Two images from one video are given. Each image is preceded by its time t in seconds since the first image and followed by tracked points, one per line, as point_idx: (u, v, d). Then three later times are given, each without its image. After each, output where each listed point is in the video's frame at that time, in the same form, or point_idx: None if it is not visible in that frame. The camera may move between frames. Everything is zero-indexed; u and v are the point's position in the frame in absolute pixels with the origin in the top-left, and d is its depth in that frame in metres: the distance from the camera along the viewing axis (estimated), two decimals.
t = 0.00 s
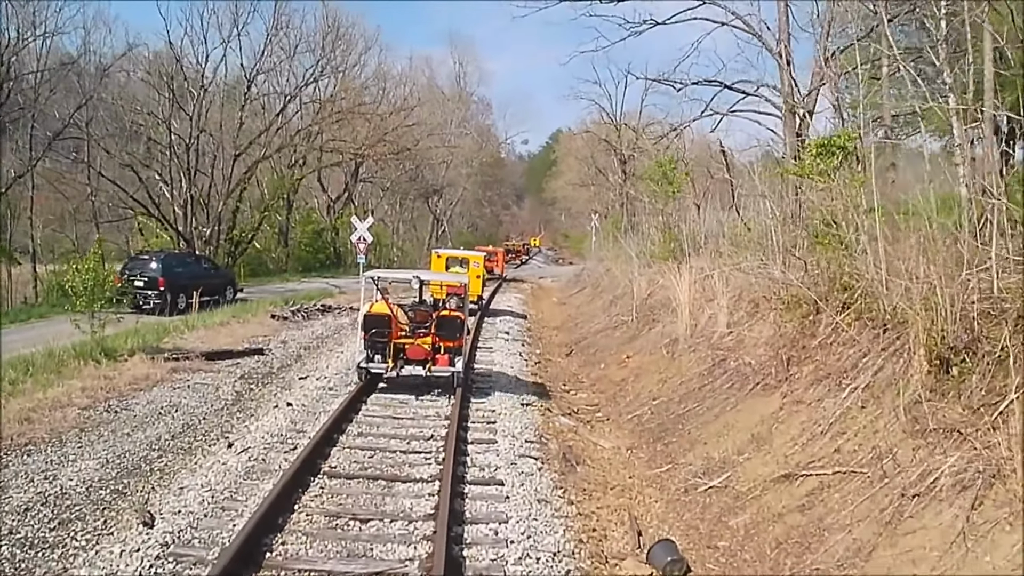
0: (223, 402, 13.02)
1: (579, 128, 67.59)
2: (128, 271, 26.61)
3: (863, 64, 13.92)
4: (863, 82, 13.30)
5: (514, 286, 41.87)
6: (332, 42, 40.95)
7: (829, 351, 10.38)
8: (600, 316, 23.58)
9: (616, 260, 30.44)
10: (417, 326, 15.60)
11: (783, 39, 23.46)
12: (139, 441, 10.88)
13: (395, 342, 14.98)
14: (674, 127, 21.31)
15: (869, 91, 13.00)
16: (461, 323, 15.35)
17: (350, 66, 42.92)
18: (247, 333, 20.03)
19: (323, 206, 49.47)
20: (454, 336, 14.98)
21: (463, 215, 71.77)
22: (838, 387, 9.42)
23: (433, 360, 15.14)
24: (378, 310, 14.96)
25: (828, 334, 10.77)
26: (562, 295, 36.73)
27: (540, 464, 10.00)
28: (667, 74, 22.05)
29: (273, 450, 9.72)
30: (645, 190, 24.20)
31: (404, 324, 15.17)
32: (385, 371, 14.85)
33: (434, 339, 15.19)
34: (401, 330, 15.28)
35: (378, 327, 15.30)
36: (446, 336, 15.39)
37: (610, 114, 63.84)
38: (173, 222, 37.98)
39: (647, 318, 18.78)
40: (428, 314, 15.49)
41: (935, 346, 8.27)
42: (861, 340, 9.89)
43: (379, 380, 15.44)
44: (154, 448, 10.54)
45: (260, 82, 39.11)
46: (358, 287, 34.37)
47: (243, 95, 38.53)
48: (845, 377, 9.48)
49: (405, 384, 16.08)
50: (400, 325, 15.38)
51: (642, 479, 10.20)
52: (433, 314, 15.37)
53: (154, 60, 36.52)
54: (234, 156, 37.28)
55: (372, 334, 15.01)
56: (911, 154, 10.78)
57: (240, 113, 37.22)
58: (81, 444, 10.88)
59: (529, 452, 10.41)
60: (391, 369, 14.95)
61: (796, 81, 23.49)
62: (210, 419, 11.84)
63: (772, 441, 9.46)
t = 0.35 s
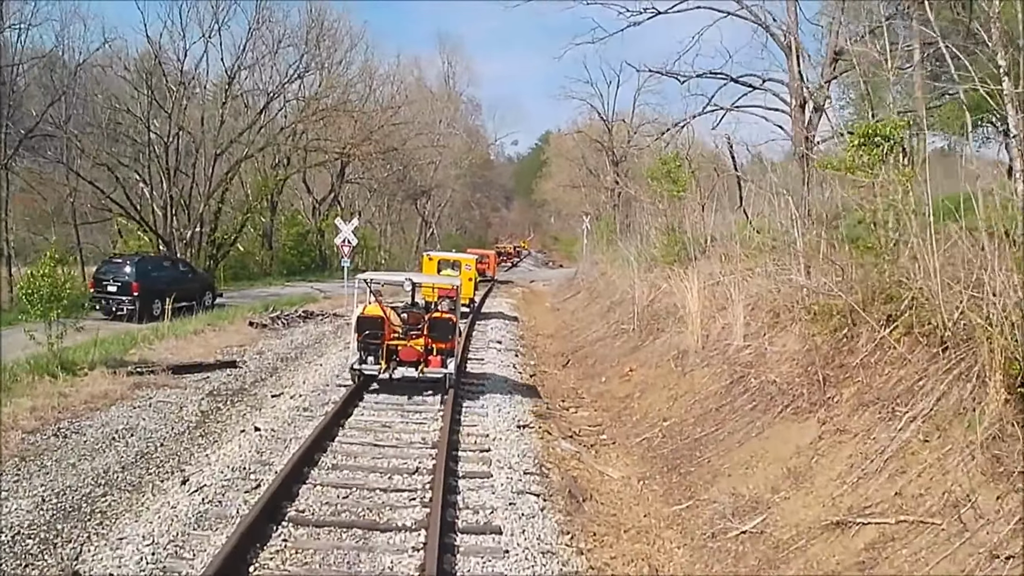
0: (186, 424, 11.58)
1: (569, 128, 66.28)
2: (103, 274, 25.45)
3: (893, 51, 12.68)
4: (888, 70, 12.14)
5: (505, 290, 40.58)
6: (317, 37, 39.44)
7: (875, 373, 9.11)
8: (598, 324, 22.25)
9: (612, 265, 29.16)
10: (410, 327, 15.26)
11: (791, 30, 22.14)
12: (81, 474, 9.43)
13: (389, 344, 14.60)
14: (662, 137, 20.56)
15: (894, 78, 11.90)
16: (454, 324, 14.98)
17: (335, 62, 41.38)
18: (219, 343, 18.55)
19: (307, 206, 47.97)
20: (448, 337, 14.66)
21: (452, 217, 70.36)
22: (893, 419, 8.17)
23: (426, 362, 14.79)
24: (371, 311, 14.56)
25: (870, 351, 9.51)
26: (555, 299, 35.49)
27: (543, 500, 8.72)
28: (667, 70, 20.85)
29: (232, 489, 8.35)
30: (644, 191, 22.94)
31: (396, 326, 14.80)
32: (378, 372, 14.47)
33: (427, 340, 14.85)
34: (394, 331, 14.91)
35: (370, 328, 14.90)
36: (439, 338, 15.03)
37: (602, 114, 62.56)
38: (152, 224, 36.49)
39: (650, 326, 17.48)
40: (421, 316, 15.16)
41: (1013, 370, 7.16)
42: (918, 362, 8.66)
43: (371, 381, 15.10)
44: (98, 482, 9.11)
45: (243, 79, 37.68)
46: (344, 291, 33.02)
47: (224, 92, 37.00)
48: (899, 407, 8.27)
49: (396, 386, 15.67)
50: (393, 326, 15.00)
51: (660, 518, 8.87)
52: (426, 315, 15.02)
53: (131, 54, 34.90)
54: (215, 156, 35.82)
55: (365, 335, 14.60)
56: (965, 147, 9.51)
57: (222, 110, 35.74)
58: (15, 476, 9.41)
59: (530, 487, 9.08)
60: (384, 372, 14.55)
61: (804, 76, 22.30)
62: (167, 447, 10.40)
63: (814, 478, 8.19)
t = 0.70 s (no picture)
0: (139, 450, 10.15)
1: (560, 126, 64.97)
2: (70, 275, 23.60)
3: (938, 29, 11.30)
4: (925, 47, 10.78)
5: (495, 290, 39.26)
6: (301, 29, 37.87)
7: (939, 400, 7.94)
8: (592, 328, 20.84)
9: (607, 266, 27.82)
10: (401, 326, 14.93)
11: (801, 17, 20.84)
12: (5, 517, 8.00)
13: (380, 344, 14.31)
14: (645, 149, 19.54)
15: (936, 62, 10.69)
16: (446, 323, 14.66)
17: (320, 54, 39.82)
18: (188, 350, 17.03)
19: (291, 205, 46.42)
20: (440, 337, 14.34)
21: (440, 217, 68.84)
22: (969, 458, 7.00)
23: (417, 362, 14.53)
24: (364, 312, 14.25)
25: (929, 372, 8.34)
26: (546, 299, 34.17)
27: (549, 549, 7.39)
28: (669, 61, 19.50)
29: (177, 541, 6.95)
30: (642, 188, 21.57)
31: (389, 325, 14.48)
32: (370, 372, 14.22)
33: (419, 340, 14.53)
34: (386, 331, 14.62)
35: (363, 326, 14.61)
36: (431, 338, 14.72)
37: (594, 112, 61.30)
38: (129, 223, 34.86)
39: (656, 332, 16.05)
40: (413, 315, 14.86)
41: None
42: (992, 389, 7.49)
43: (362, 380, 14.82)
44: (21, 528, 7.68)
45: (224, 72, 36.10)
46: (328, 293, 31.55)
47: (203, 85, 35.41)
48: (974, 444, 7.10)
49: (389, 382, 15.44)
50: (385, 326, 14.65)
51: (687, 567, 7.57)
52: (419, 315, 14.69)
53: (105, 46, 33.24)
54: (194, 152, 34.28)
55: (357, 335, 14.32)
56: None
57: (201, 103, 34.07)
58: None
59: (531, 532, 7.72)
60: (376, 371, 14.27)
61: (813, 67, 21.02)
62: (112, 480, 8.97)
63: (874, 527, 6.99)
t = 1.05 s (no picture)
0: (85, 486, 8.73)
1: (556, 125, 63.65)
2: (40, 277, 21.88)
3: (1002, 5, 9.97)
4: (988, 22, 9.44)
5: (491, 292, 37.93)
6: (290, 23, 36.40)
7: None
8: (596, 334, 19.43)
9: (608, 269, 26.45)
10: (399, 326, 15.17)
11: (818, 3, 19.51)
12: None
13: (378, 344, 14.54)
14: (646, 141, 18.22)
15: (982, 33, 9.09)
16: (442, 324, 14.86)
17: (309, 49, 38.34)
18: (160, 362, 15.56)
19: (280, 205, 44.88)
20: (436, 337, 14.55)
21: (433, 218, 67.37)
22: None
23: (414, 362, 14.73)
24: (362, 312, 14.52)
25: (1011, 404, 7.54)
26: (544, 301, 32.87)
27: None
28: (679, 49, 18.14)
29: None
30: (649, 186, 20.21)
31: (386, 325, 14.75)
32: (367, 371, 14.41)
33: (415, 340, 14.72)
34: (383, 331, 14.86)
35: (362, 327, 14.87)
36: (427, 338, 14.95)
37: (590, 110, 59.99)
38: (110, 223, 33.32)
39: (670, 341, 14.72)
40: (410, 316, 15.08)
41: None
42: None
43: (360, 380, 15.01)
44: None
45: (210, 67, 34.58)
46: (317, 296, 30.15)
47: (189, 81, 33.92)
48: None
49: (386, 383, 15.59)
50: (383, 326, 14.87)
51: None
52: (415, 316, 14.91)
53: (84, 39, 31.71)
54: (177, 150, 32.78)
55: (355, 335, 14.58)
56: None
57: (185, 99, 32.58)
58: None
59: None
60: (373, 370, 14.47)
61: (830, 56, 19.69)
62: (46, 527, 7.55)
63: None
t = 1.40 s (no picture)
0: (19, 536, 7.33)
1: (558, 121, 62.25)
2: (17, 279, 20.54)
3: None
4: None
5: (493, 293, 36.57)
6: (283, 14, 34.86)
7: None
8: (608, 341, 18.00)
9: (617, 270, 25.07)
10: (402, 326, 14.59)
11: None
12: None
13: (382, 343, 13.99)
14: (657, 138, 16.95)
15: None
16: (447, 323, 14.34)
17: (304, 40, 36.80)
18: (132, 375, 14.12)
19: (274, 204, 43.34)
20: (442, 335, 14.02)
21: (432, 217, 65.96)
22: None
23: (418, 361, 14.24)
24: (365, 311, 13.94)
25: None
26: (549, 302, 31.50)
27: None
28: (698, 34, 16.75)
29: None
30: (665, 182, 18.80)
31: (389, 324, 14.24)
32: (371, 371, 13.87)
33: (419, 339, 14.18)
34: (386, 330, 14.31)
35: (364, 326, 14.32)
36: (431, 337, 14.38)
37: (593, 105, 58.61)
38: (96, 224, 31.87)
39: (692, 349, 13.34)
40: (413, 315, 14.54)
41: None
42: None
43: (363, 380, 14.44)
44: None
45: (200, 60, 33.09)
46: (311, 299, 28.72)
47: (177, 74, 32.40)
48: None
49: (388, 383, 15.06)
50: (386, 326, 14.35)
51: None
52: (419, 314, 14.37)
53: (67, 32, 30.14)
54: (166, 147, 31.32)
55: (357, 335, 13.99)
56: None
57: (174, 93, 31.16)
58: None
59: None
60: (377, 370, 13.94)
61: (859, 43, 18.28)
62: None
63: None
